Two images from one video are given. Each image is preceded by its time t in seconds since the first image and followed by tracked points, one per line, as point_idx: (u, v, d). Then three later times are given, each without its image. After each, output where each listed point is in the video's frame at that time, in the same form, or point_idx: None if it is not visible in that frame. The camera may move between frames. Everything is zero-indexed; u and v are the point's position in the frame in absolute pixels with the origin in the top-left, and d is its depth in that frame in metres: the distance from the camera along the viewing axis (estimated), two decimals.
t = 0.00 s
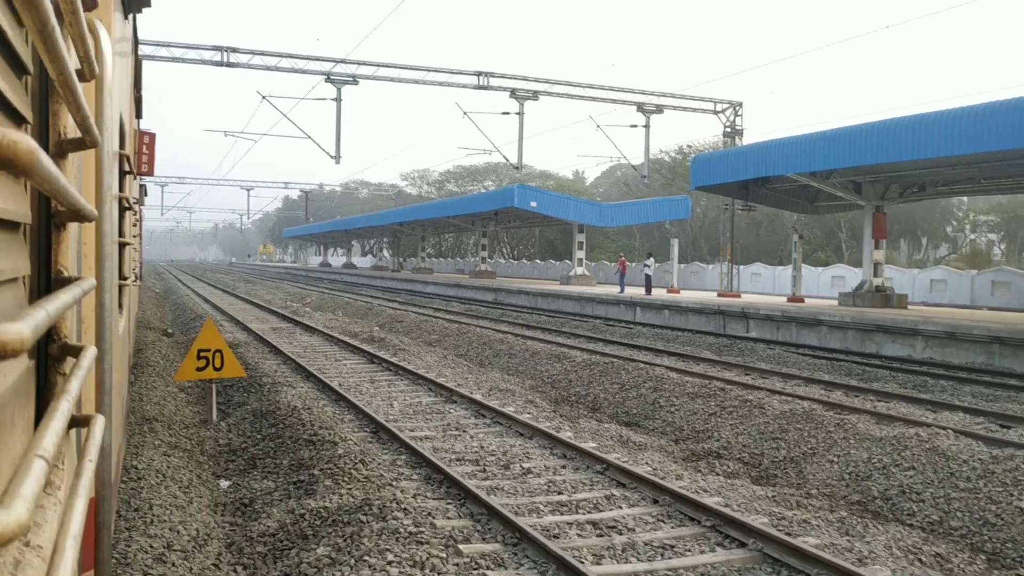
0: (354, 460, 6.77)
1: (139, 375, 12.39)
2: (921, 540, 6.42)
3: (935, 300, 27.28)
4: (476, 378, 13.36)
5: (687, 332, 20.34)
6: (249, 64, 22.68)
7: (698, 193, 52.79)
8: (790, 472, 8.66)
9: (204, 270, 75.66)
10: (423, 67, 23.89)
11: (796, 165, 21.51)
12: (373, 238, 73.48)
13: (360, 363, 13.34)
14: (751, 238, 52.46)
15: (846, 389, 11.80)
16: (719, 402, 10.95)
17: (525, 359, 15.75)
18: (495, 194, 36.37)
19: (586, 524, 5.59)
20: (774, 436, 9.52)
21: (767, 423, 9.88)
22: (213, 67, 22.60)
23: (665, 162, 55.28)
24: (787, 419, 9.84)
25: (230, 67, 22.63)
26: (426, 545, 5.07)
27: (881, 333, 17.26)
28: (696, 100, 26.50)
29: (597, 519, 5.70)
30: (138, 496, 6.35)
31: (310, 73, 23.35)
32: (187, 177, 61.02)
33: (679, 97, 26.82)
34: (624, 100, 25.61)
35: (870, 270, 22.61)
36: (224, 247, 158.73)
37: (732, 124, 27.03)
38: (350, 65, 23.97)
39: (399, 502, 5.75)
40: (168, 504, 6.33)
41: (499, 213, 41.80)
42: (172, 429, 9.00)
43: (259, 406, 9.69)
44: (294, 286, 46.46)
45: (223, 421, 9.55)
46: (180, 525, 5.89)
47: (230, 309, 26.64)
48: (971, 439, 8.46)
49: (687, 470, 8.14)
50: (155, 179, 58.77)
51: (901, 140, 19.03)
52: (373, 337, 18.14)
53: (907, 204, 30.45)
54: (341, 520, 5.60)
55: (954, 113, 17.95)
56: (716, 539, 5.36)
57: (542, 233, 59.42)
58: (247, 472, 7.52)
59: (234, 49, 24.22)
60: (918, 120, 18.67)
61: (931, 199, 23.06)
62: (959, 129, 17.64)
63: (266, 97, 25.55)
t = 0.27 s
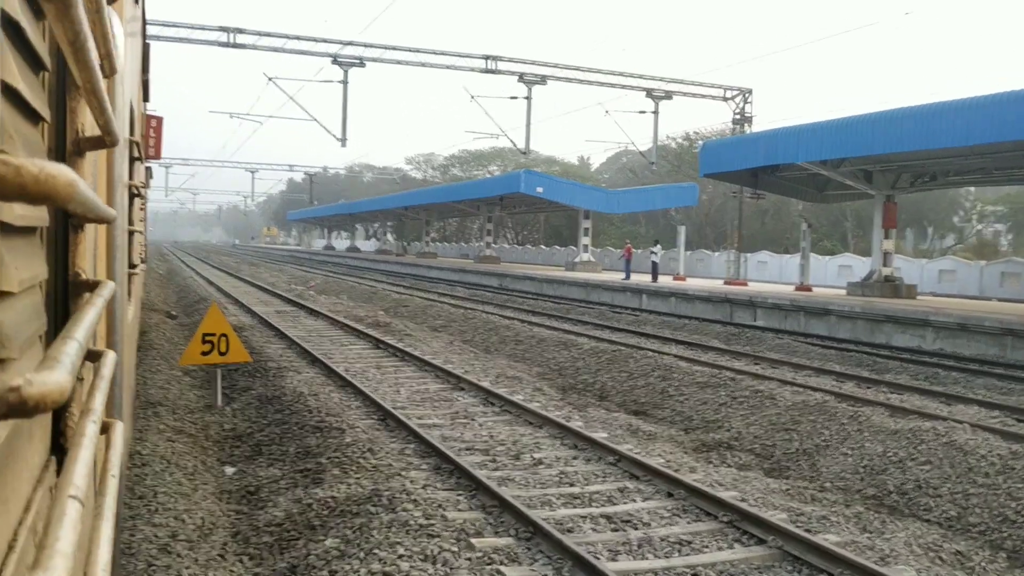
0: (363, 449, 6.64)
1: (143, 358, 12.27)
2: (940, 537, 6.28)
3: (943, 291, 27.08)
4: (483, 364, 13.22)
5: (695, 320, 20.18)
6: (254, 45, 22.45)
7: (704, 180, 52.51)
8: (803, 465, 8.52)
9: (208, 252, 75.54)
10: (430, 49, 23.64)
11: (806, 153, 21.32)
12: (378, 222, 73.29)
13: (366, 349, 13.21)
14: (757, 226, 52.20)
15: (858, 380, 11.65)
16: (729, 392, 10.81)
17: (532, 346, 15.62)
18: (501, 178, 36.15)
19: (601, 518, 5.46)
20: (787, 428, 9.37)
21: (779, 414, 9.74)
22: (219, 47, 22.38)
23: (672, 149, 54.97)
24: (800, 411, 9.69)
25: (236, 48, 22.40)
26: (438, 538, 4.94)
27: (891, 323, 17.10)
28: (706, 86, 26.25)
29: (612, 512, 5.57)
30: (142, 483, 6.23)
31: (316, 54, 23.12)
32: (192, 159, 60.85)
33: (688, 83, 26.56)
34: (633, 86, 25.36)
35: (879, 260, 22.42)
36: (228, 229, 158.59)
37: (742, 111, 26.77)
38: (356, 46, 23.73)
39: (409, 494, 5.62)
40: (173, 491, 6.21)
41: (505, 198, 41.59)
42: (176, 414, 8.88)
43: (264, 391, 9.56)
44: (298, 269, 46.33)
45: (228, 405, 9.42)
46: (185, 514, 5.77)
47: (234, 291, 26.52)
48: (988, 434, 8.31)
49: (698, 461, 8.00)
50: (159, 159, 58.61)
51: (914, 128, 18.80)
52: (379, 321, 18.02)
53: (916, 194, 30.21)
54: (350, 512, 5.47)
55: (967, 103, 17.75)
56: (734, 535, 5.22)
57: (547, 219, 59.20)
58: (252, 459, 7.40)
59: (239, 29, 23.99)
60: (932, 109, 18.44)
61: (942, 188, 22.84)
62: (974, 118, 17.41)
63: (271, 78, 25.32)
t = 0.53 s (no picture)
0: (358, 433, 6.51)
1: (134, 341, 12.12)
2: (944, 525, 6.21)
3: (937, 277, 27.08)
4: (478, 349, 13.10)
5: (689, 305, 20.10)
6: (246, 24, 22.16)
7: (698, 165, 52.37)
8: (802, 451, 8.44)
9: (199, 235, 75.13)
10: (424, 30, 23.38)
11: (802, 138, 21.22)
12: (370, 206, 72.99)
13: (359, 332, 13.08)
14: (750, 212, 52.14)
15: (856, 366, 11.57)
16: (727, 377, 10.72)
17: (526, 330, 15.51)
18: (494, 162, 35.96)
19: (602, 505, 5.36)
20: (786, 414, 9.29)
21: (778, 400, 9.65)
22: (210, 27, 22.08)
23: (666, 134, 54.80)
24: (798, 396, 9.61)
25: (228, 27, 22.10)
26: (437, 526, 4.83)
27: (887, 309, 17.04)
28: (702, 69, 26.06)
29: (613, 499, 5.46)
30: (133, 469, 6.11)
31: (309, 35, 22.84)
32: (182, 141, 60.39)
33: (684, 66, 26.36)
34: (629, 69, 25.16)
35: (875, 245, 22.36)
36: (219, 212, 157.84)
37: (737, 95, 26.61)
38: (350, 27, 23.45)
39: (407, 480, 5.50)
40: (165, 477, 6.08)
41: (498, 182, 41.36)
42: (168, 397, 8.75)
43: (257, 375, 9.43)
44: (290, 252, 46.08)
45: (220, 389, 9.28)
46: (177, 500, 5.65)
47: (226, 274, 26.32)
48: (990, 420, 8.24)
49: (697, 447, 7.91)
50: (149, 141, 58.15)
51: (912, 113, 18.68)
52: (372, 305, 17.88)
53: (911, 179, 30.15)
54: (346, 498, 5.35)
55: (964, 88, 17.65)
56: (738, 523, 5.12)
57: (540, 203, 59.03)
58: (245, 443, 7.28)
59: (231, 9, 23.67)
60: (930, 93, 18.32)
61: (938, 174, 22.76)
62: (972, 103, 17.30)
63: (263, 58, 25.02)
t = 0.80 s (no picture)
0: (352, 437, 6.36)
1: (119, 346, 11.92)
2: (949, 517, 6.11)
3: (925, 266, 27.12)
4: (469, 347, 12.97)
5: (679, 298, 20.02)
6: (227, 23, 21.90)
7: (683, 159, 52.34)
8: (801, 444, 8.35)
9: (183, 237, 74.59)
10: (408, 27, 23.17)
11: (788, 129, 21.17)
12: (355, 205, 72.64)
13: (348, 333, 12.91)
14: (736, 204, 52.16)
15: (850, 357, 11.50)
16: (722, 371, 10.63)
17: (517, 327, 15.38)
18: (480, 158, 35.78)
19: (604, 505, 5.23)
20: (782, 407, 9.19)
21: (774, 393, 9.56)
22: (191, 26, 21.80)
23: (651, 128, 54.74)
24: (795, 389, 9.51)
25: (208, 26, 21.86)
26: (436, 531, 4.69)
27: (878, 299, 17.01)
28: (687, 62, 25.97)
29: (615, 499, 5.34)
30: (121, 478, 5.94)
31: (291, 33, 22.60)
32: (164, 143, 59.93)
33: (669, 59, 26.27)
34: (614, 62, 25.04)
35: (863, 235, 22.34)
36: (203, 214, 156.96)
37: (723, 87, 26.54)
38: (332, 24, 23.22)
39: (403, 484, 5.37)
40: (154, 485, 5.92)
41: (484, 178, 41.17)
42: (155, 403, 8.57)
43: (246, 378, 9.27)
44: (275, 253, 45.77)
45: (208, 393, 9.11)
46: (167, 510, 5.49)
47: (212, 276, 26.08)
48: (989, 410, 8.17)
49: (696, 443, 7.81)
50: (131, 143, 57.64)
51: (898, 102, 18.65)
52: (360, 304, 17.70)
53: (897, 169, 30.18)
54: (341, 504, 5.21)
55: (949, 76, 17.63)
56: (744, 521, 5.01)
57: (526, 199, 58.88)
58: (236, 449, 7.13)
59: (212, 8, 23.39)
60: (917, 82, 18.28)
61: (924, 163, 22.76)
62: (958, 91, 17.27)
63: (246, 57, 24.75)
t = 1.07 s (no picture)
0: (353, 447, 6.19)
1: (113, 357, 11.74)
2: (966, 521, 5.98)
3: (922, 264, 27.05)
4: (468, 353, 12.81)
5: (677, 301, 19.90)
6: (218, 30, 21.74)
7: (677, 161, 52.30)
8: (808, 447, 8.21)
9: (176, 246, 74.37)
10: (400, 31, 23.04)
11: (783, 129, 21.08)
12: (348, 211, 72.47)
13: (346, 340, 12.77)
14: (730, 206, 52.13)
15: (854, 358, 11.37)
16: (725, 373, 10.49)
17: (516, 332, 15.24)
18: (474, 163, 35.65)
19: (615, 515, 5.08)
20: (788, 409, 9.06)
21: (779, 395, 9.42)
22: (181, 33, 21.63)
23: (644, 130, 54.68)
24: (801, 391, 9.37)
25: (199, 33, 21.69)
26: (444, 545, 4.53)
27: (878, 299, 16.91)
28: (681, 63, 25.88)
29: (626, 508, 5.18)
30: (116, 493, 5.77)
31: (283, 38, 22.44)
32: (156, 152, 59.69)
33: (662, 60, 26.18)
34: (608, 64, 24.93)
35: (860, 235, 22.25)
36: (196, 222, 156.70)
37: (717, 88, 26.46)
38: (324, 29, 23.07)
39: (407, 496, 5.21)
40: (149, 501, 5.75)
41: (477, 183, 41.06)
42: (150, 415, 8.39)
43: (243, 388, 9.09)
44: (269, 261, 45.55)
45: (204, 404, 8.93)
46: (164, 526, 5.33)
47: (205, 285, 25.88)
48: (999, 410, 8.05)
49: (703, 448, 7.66)
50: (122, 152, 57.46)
51: (894, 100, 18.55)
52: (356, 311, 17.55)
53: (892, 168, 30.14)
54: (344, 517, 5.05)
55: (944, 74, 17.56)
56: (759, 529, 4.87)
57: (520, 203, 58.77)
58: (233, 462, 6.96)
59: (202, 14, 23.23)
60: (912, 80, 18.19)
61: (920, 161, 22.69)
62: (955, 88, 17.18)
63: (237, 64, 24.61)
